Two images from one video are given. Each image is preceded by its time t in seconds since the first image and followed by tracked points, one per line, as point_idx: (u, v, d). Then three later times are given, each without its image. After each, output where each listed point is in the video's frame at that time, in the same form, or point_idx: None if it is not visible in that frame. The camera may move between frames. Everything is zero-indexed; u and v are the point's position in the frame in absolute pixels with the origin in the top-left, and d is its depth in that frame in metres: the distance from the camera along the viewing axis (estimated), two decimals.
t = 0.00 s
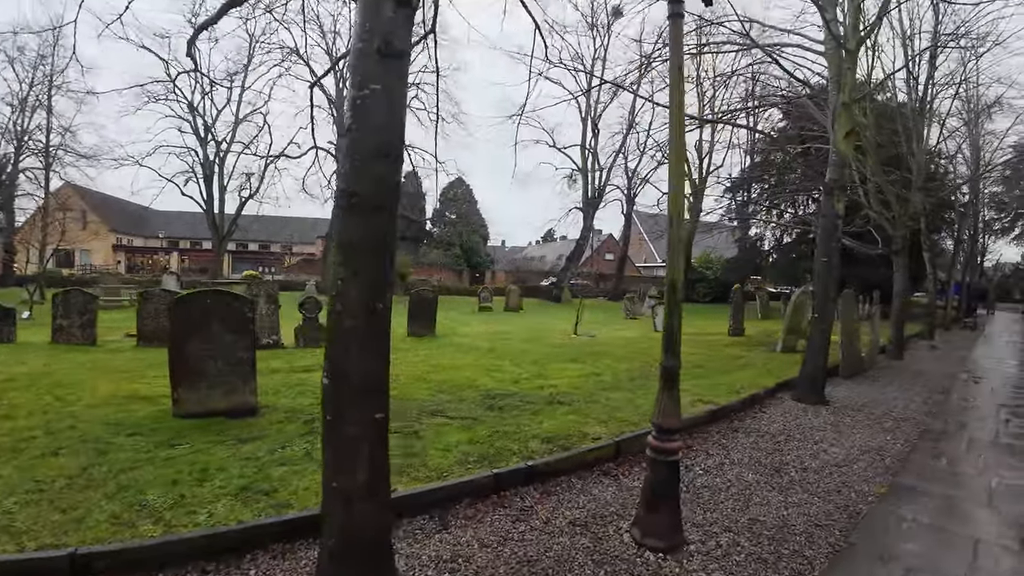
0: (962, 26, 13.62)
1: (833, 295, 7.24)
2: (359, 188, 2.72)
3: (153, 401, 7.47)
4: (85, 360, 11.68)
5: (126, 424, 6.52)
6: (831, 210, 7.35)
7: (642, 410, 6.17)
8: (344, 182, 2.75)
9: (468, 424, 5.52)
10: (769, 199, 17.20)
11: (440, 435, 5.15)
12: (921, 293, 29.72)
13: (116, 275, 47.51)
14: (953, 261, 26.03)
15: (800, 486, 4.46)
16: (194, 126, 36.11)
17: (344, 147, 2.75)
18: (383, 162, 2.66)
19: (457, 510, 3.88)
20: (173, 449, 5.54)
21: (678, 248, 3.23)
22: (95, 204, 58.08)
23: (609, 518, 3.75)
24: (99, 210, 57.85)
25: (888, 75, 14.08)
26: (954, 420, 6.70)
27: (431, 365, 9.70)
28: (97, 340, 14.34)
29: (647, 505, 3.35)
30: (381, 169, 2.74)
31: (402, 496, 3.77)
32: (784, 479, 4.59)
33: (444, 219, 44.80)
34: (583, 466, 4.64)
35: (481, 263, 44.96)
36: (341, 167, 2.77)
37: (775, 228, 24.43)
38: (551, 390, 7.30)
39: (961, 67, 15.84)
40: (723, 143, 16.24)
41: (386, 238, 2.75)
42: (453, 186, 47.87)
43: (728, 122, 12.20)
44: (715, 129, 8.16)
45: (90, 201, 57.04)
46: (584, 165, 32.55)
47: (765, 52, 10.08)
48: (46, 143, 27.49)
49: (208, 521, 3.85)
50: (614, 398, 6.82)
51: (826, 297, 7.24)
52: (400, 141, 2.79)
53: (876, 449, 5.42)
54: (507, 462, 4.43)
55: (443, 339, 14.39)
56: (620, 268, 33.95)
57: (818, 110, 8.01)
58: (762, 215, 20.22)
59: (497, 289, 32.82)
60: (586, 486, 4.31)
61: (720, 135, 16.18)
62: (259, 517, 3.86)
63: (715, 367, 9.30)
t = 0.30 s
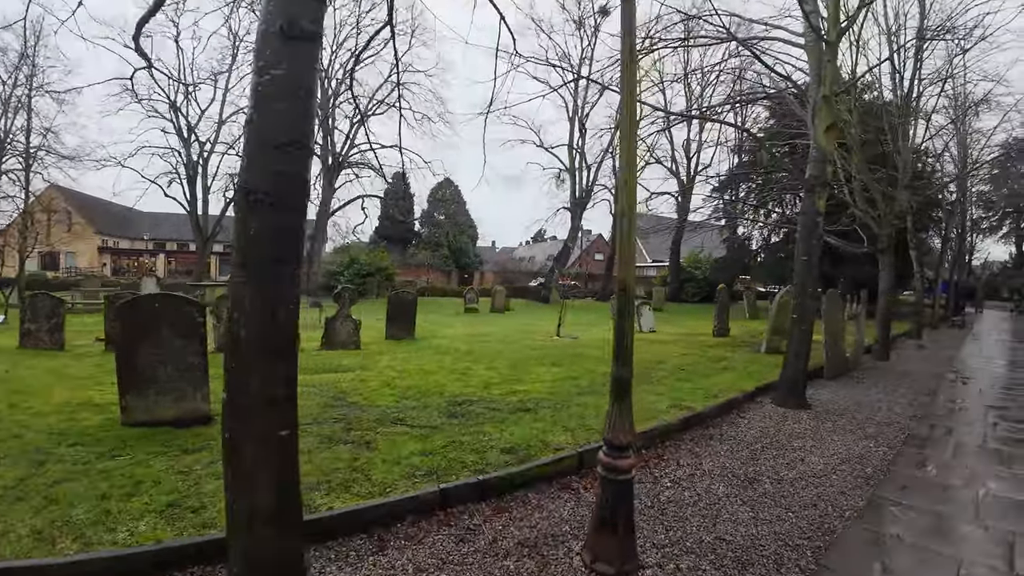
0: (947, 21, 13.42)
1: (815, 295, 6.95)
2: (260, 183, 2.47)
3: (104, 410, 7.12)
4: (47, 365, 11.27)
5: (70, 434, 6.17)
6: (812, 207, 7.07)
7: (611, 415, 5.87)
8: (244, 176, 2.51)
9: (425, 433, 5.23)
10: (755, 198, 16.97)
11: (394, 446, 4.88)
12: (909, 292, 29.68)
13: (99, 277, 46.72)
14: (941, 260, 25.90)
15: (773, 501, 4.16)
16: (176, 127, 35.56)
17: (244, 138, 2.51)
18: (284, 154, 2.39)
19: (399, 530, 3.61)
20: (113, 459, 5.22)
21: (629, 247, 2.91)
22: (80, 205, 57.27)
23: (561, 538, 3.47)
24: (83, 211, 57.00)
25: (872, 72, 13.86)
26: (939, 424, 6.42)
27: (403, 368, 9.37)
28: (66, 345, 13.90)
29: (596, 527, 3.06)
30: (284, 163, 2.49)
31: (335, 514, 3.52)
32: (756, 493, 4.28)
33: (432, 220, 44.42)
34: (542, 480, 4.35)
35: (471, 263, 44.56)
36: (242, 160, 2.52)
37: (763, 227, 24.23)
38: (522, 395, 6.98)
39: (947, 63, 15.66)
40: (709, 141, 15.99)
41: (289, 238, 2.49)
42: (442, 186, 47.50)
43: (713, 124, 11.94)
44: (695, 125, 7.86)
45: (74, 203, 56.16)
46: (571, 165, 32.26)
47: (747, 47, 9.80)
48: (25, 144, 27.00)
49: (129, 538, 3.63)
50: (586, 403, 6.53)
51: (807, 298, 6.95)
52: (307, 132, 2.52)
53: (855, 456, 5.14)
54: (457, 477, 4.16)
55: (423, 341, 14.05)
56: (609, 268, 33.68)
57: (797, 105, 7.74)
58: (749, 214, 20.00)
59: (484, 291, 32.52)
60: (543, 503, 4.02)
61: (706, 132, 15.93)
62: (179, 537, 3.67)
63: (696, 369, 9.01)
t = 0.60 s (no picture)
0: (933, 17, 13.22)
1: (798, 295, 6.67)
2: (149, 173, 1.91)
3: (55, 419, 6.75)
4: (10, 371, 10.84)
5: (13, 443, 5.81)
6: (795, 204, 6.79)
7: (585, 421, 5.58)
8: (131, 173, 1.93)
9: (382, 443, 5.04)
10: (743, 197, 16.73)
11: (347, 456, 4.73)
12: (897, 292, 29.64)
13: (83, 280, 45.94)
14: (929, 259, 25.83)
15: (751, 516, 3.85)
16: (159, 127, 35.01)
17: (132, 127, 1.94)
18: (174, 134, 1.84)
19: (339, 552, 3.33)
20: (54, 469, 4.89)
21: (582, 246, 2.61)
22: (65, 207, 56.44)
23: (513, 561, 3.18)
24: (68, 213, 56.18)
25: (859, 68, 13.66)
26: (930, 428, 6.13)
27: (377, 373, 9.04)
28: (34, 350, 13.46)
29: (547, 552, 2.75)
30: (177, 151, 1.90)
31: (272, 533, 3.23)
32: (733, 508, 3.97)
33: (421, 221, 44.05)
34: (501, 494, 4.06)
35: (460, 265, 44.19)
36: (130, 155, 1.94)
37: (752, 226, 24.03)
38: (495, 401, 6.66)
39: (934, 60, 15.48)
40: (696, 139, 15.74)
41: (187, 237, 1.91)
42: (430, 187, 47.15)
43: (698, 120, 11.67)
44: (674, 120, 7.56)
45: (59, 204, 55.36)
46: (560, 165, 31.98)
47: (730, 40, 9.51)
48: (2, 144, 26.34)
49: (50, 556, 3.35)
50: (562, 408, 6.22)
51: (791, 297, 6.66)
52: (210, 112, 1.97)
53: (842, 464, 4.84)
54: (409, 492, 3.90)
55: (403, 344, 13.71)
56: (598, 268, 33.43)
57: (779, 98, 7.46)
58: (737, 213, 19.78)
59: (472, 292, 32.21)
60: (499, 521, 3.71)
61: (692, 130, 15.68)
62: (103, 557, 3.35)
63: (680, 372, 8.71)
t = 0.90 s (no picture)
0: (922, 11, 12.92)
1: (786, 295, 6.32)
2: (25, 164, 1.84)
3: None
4: None
5: None
6: (781, 200, 6.45)
7: (558, 430, 5.24)
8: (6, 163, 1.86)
9: (333, 459, 4.85)
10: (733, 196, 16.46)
11: (296, 473, 4.59)
12: (889, 291, 29.44)
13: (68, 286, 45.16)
14: (921, 258, 25.63)
15: (731, 535, 3.52)
16: (144, 130, 34.50)
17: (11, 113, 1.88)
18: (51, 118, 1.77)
19: None
20: None
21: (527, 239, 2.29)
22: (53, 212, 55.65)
23: None
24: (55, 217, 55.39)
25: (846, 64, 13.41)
26: (924, 433, 5.80)
27: (350, 380, 8.65)
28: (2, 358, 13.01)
29: None
30: (58, 140, 1.84)
31: (198, 560, 2.91)
32: (713, 527, 3.63)
33: (411, 224, 43.62)
34: (460, 514, 3.73)
35: (450, 267, 43.81)
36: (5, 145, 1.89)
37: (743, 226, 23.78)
38: (467, 410, 6.31)
39: (923, 56, 15.26)
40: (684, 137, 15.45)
41: (64, 228, 1.84)
42: (420, 189, 46.80)
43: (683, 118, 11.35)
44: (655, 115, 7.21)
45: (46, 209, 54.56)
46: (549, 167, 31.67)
47: (715, 34, 9.18)
48: None
49: None
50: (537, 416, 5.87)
51: (778, 298, 6.32)
52: (95, 96, 1.93)
53: (834, 475, 4.51)
54: (357, 515, 3.58)
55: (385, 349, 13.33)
56: (589, 270, 33.13)
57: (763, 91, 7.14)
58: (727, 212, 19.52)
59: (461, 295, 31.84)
60: (455, 546, 3.37)
61: (679, 128, 15.40)
62: None
63: (666, 376, 8.37)
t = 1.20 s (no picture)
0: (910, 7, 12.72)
1: (774, 295, 5.89)
2: None
3: None
4: None
5: None
6: (767, 198, 6.06)
7: (528, 442, 4.98)
8: None
9: (287, 477, 4.65)
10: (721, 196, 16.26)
11: (244, 495, 4.39)
12: (881, 291, 29.32)
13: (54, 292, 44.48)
14: (912, 258, 25.51)
15: (706, 559, 3.25)
16: (129, 134, 34.06)
17: None
18: None
19: None
20: None
21: (461, 249, 2.07)
22: (40, 218, 54.96)
23: None
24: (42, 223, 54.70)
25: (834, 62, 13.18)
26: (918, 438, 5.53)
27: (322, 390, 8.32)
28: None
29: None
30: None
31: None
32: (689, 550, 3.34)
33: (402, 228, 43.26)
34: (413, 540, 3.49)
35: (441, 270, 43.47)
36: None
37: (733, 228, 23.57)
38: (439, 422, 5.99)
39: (912, 54, 15.07)
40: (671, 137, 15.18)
41: None
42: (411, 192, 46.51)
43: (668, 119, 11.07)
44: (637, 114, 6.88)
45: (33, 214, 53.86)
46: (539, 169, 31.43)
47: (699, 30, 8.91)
48: None
49: None
50: (511, 427, 5.57)
51: (765, 299, 5.88)
52: None
53: (822, 489, 4.22)
54: (301, 542, 3.36)
55: (367, 355, 13.02)
56: (580, 273, 32.88)
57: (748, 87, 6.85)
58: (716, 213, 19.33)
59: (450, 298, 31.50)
60: None
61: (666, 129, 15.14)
62: None
63: (651, 381, 8.07)
